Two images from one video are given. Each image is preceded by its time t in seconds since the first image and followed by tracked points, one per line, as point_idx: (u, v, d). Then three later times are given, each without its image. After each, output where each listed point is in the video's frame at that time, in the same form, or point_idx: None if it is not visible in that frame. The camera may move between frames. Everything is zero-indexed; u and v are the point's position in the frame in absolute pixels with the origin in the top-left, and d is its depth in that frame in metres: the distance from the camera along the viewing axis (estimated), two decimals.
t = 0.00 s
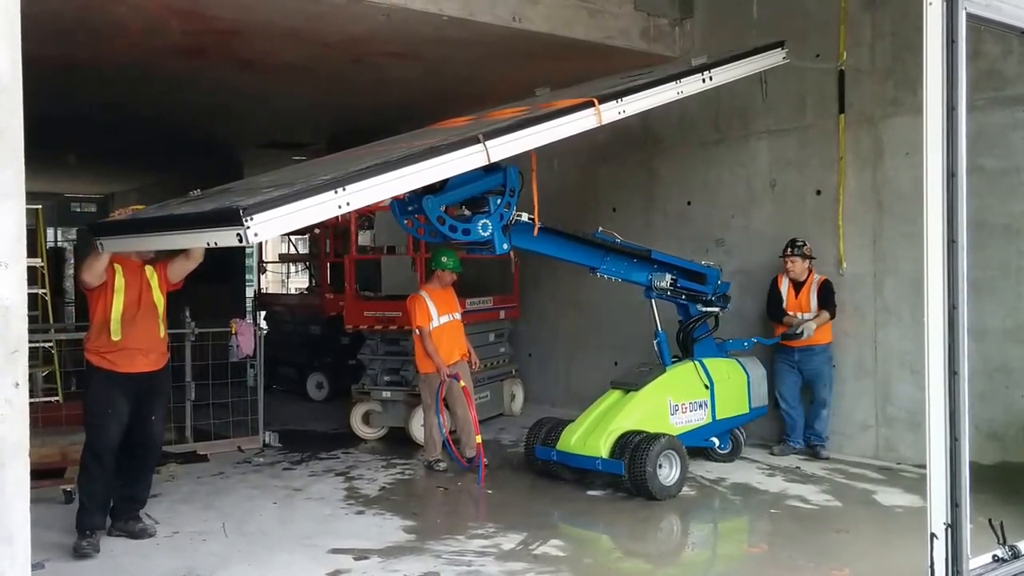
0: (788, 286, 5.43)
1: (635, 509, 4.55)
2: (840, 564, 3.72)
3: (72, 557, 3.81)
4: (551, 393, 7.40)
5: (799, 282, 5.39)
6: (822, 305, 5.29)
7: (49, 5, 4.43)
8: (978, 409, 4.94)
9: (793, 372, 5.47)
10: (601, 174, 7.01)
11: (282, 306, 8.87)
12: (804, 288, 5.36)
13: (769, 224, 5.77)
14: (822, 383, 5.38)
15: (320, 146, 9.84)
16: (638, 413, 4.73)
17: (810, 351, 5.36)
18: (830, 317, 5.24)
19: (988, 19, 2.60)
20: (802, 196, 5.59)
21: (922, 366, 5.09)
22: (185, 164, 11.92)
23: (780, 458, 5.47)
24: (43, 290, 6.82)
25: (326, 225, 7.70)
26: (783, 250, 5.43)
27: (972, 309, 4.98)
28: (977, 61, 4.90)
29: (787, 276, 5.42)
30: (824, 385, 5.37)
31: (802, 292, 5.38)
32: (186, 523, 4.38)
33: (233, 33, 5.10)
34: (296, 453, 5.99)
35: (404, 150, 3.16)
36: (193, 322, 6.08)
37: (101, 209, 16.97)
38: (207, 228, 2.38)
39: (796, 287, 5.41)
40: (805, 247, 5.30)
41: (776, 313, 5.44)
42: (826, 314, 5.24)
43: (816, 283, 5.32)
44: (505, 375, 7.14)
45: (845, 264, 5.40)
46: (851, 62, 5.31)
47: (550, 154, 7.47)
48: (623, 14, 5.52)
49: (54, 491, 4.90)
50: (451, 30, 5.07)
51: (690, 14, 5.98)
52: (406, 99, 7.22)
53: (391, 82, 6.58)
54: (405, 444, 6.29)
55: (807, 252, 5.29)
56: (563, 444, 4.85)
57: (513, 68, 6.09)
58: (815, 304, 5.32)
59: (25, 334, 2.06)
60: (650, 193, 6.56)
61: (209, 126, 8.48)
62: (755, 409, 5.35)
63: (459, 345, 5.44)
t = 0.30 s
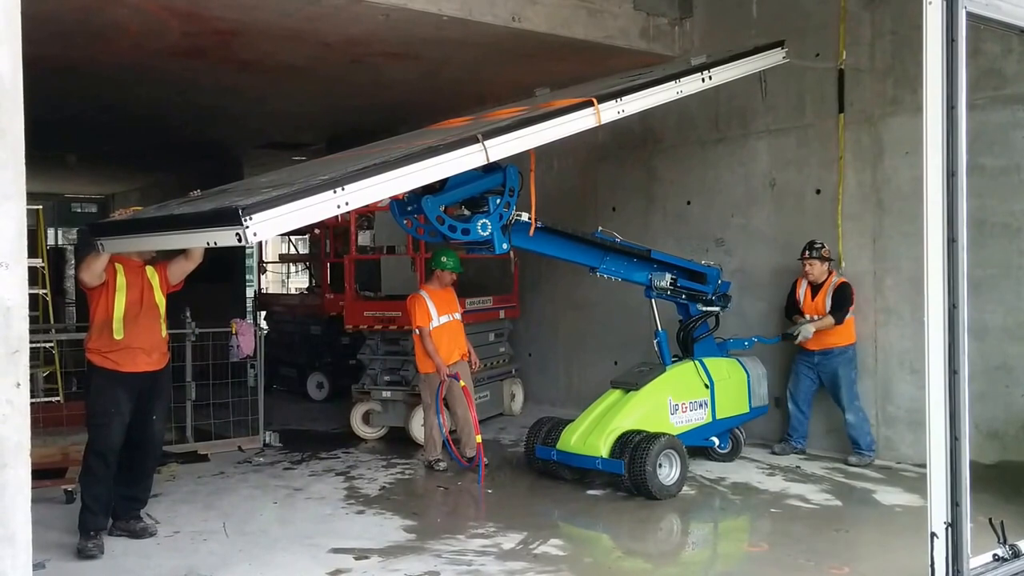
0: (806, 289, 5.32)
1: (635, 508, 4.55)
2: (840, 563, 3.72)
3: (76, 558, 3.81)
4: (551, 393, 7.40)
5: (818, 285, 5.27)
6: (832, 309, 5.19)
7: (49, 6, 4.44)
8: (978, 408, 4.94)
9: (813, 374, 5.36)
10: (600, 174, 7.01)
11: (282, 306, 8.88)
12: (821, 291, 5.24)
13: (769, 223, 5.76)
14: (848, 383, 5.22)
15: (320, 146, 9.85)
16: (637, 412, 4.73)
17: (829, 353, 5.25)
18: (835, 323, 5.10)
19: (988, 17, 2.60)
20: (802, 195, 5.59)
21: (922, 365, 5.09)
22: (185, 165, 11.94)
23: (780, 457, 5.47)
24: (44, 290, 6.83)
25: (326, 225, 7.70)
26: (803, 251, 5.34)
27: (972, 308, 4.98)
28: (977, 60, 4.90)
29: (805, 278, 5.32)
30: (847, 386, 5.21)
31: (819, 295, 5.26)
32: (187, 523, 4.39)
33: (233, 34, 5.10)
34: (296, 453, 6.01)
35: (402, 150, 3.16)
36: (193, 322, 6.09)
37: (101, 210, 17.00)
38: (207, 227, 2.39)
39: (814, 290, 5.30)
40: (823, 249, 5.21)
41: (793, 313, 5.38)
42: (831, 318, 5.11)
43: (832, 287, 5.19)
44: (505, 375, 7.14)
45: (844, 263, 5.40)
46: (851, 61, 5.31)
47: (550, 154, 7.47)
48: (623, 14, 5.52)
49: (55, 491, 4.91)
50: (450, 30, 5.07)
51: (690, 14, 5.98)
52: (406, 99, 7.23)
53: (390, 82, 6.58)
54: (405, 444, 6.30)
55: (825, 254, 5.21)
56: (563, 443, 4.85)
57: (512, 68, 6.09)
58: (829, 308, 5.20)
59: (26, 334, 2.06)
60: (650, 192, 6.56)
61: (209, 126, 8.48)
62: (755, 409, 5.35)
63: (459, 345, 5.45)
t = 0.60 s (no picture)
0: (824, 286, 5.26)
1: (635, 508, 4.56)
2: (840, 563, 3.73)
3: (79, 558, 3.81)
4: (550, 392, 7.41)
5: (835, 283, 5.20)
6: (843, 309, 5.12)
7: (50, 6, 4.44)
8: (978, 408, 4.94)
9: (832, 373, 5.30)
10: (600, 174, 7.01)
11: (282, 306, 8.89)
12: (836, 290, 5.18)
13: (769, 223, 5.76)
14: (862, 385, 5.16)
15: (320, 146, 9.85)
16: (637, 412, 4.73)
17: (843, 353, 5.20)
18: (839, 325, 5.06)
19: (988, 16, 2.60)
20: (802, 195, 5.58)
21: (922, 364, 5.09)
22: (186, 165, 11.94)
23: (780, 456, 5.48)
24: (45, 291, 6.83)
25: (326, 225, 7.71)
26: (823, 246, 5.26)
27: (972, 307, 4.98)
28: (977, 59, 4.90)
29: (824, 275, 5.26)
30: (860, 388, 5.16)
31: (834, 293, 5.19)
32: (188, 522, 4.40)
33: (233, 34, 5.11)
34: (297, 452, 6.02)
35: (402, 150, 3.17)
36: (194, 323, 6.09)
37: (101, 210, 17.01)
38: (208, 228, 2.39)
39: (832, 288, 5.22)
40: (841, 247, 5.11)
41: (812, 311, 5.36)
42: (832, 321, 5.06)
43: (846, 285, 5.11)
44: (505, 375, 7.14)
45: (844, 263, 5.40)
46: (850, 60, 5.30)
47: (550, 154, 7.47)
48: (622, 13, 5.52)
49: (56, 490, 4.92)
50: (449, 30, 5.07)
51: (690, 13, 5.97)
52: (406, 99, 7.23)
53: (390, 82, 6.59)
54: (406, 443, 6.31)
55: (844, 252, 5.11)
56: (563, 443, 4.86)
57: (512, 67, 6.09)
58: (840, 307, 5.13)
59: (27, 335, 2.07)
60: (650, 192, 6.56)
61: (209, 126, 8.49)
62: (755, 408, 5.35)
63: (459, 345, 5.45)
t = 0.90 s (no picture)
0: (826, 285, 5.25)
1: (635, 507, 4.56)
2: (840, 562, 3.73)
3: (81, 559, 3.82)
4: (550, 392, 7.41)
5: (836, 282, 5.20)
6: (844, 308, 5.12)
7: (51, 6, 4.45)
8: (979, 407, 4.94)
9: (835, 373, 5.30)
10: (600, 173, 7.01)
11: (282, 306, 8.90)
12: (837, 289, 5.17)
13: (769, 222, 5.76)
14: (863, 384, 5.15)
15: (320, 146, 9.86)
16: (637, 412, 4.74)
17: (844, 352, 5.19)
18: (838, 324, 5.06)
19: (988, 14, 2.60)
20: (803, 194, 5.58)
21: (922, 364, 5.09)
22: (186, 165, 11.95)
23: (779, 456, 5.48)
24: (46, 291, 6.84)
25: (326, 225, 7.71)
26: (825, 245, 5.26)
27: (973, 306, 4.98)
28: (977, 58, 4.89)
29: (826, 274, 5.26)
30: (862, 387, 5.15)
31: (835, 292, 5.19)
32: (189, 522, 4.41)
33: (233, 34, 5.11)
34: (297, 452, 6.02)
35: (403, 149, 3.17)
36: (195, 322, 6.10)
37: (102, 211, 17.02)
38: (210, 228, 2.40)
39: (833, 287, 5.22)
40: (844, 245, 5.11)
41: (812, 310, 5.35)
42: (830, 322, 5.08)
43: (848, 285, 5.11)
44: (505, 374, 7.14)
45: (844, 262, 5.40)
46: (851, 59, 5.30)
47: (550, 154, 7.47)
48: (622, 13, 5.52)
49: (58, 490, 4.94)
50: (449, 30, 5.07)
51: (690, 13, 5.96)
52: (406, 98, 7.23)
53: (390, 82, 6.59)
54: (406, 443, 6.32)
55: (846, 250, 5.11)
56: (563, 442, 4.86)
57: (512, 67, 6.09)
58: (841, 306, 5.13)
59: (29, 335, 2.08)
60: (650, 192, 6.56)
61: (210, 127, 8.50)
62: (755, 407, 5.36)
63: (459, 345, 5.46)
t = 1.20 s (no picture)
0: (826, 284, 5.25)
1: (635, 507, 4.56)
2: (841, 561, 3.73)
3: (82, 559, 3.82)
4: (551, 391, 7.41)
5: (837, 281, 5.20)
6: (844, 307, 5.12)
7: (52, 7, 4.45)
8: (979, 406, 4.93)
9: (835, 372, 5.30)
10: (600, 173, 7.01)
11: (282, 306, 8.91)
12: (837, 288, 5.18)
13: (769, 222, 5.76)
14: (863, 383, 5.15)
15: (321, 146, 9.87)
16: (637, 411, 4.74)
17: (844, 352, 5.19)
18: (838, 324, 5.06)
19: (988, 13, 2.60)
20: (803, 193, 5.58)
21: (922, 363, 5.09)
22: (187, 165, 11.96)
23: (779, 455, 5.48)
24: (47, 291, 6.85)
25: (326, 224, 7.72)
26: (825, 244, 5.26)
27: (973, 306, 4.98)
28: (977, 57, 4.89)
29: (826, 273, 5.26)
30: (862, 387, 5.15)
31: (835, 290, 5.20)
32: (190, 522, 4.42)
33: (233, 34, 5.11)
34: (298, 452, 6.03)
35: (403, 149, 3.17)
36: (195, 322, 6.10)
37: (102, 211, 17.03)
38: (210, 228, 2.40)
39: (834, 286, 5.22)
40: (845, 243, 5.11)
41: (812, 309, 5.35)
42: (831, 321, 5.07)
43: (848, 284, 5.11)
44: (505, 374, 7.14)
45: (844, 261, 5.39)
46: (851, 58, 5.30)
47: (550, 153, 7.47)
48: (622, 12, 5.51)
49: (59, 490, 4.95)
50: (449, 29, 5.07)
51: (690, 12, 5.96)
52: (406, 98, 7.23)
53: (390, 82, 6.59)
54: (406, 442, 6.32)
55: (846, 249, 5.11)
56: (563, 442, 4.87)
57: (512, 66, 6.09)
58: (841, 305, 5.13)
59: (31, 335, 2.08)
60: (650, 191, 6.56)
61: (210, 126, 8.50)
62: (755, 407, 5.36)
63: (460, 344, 5.46)
